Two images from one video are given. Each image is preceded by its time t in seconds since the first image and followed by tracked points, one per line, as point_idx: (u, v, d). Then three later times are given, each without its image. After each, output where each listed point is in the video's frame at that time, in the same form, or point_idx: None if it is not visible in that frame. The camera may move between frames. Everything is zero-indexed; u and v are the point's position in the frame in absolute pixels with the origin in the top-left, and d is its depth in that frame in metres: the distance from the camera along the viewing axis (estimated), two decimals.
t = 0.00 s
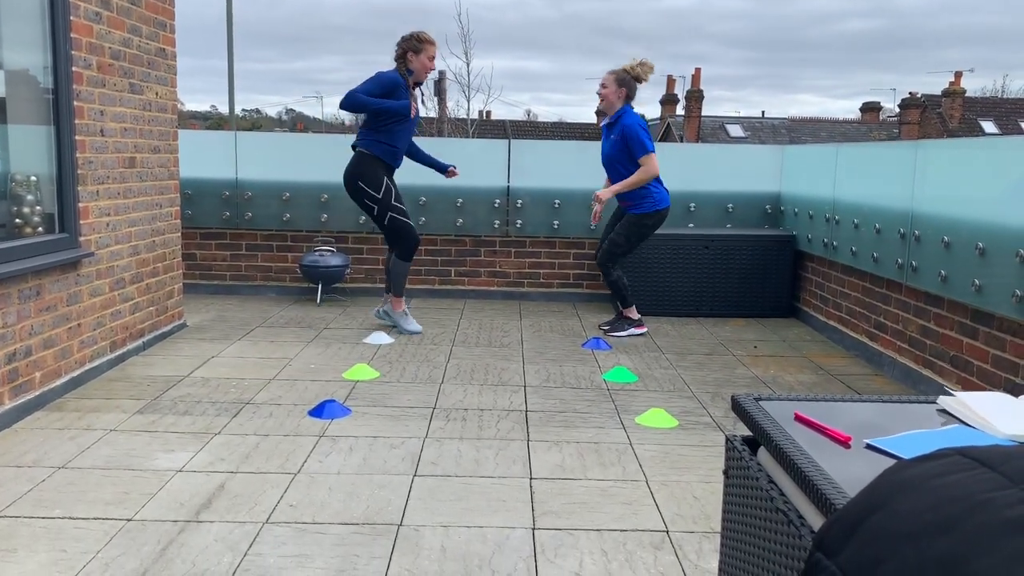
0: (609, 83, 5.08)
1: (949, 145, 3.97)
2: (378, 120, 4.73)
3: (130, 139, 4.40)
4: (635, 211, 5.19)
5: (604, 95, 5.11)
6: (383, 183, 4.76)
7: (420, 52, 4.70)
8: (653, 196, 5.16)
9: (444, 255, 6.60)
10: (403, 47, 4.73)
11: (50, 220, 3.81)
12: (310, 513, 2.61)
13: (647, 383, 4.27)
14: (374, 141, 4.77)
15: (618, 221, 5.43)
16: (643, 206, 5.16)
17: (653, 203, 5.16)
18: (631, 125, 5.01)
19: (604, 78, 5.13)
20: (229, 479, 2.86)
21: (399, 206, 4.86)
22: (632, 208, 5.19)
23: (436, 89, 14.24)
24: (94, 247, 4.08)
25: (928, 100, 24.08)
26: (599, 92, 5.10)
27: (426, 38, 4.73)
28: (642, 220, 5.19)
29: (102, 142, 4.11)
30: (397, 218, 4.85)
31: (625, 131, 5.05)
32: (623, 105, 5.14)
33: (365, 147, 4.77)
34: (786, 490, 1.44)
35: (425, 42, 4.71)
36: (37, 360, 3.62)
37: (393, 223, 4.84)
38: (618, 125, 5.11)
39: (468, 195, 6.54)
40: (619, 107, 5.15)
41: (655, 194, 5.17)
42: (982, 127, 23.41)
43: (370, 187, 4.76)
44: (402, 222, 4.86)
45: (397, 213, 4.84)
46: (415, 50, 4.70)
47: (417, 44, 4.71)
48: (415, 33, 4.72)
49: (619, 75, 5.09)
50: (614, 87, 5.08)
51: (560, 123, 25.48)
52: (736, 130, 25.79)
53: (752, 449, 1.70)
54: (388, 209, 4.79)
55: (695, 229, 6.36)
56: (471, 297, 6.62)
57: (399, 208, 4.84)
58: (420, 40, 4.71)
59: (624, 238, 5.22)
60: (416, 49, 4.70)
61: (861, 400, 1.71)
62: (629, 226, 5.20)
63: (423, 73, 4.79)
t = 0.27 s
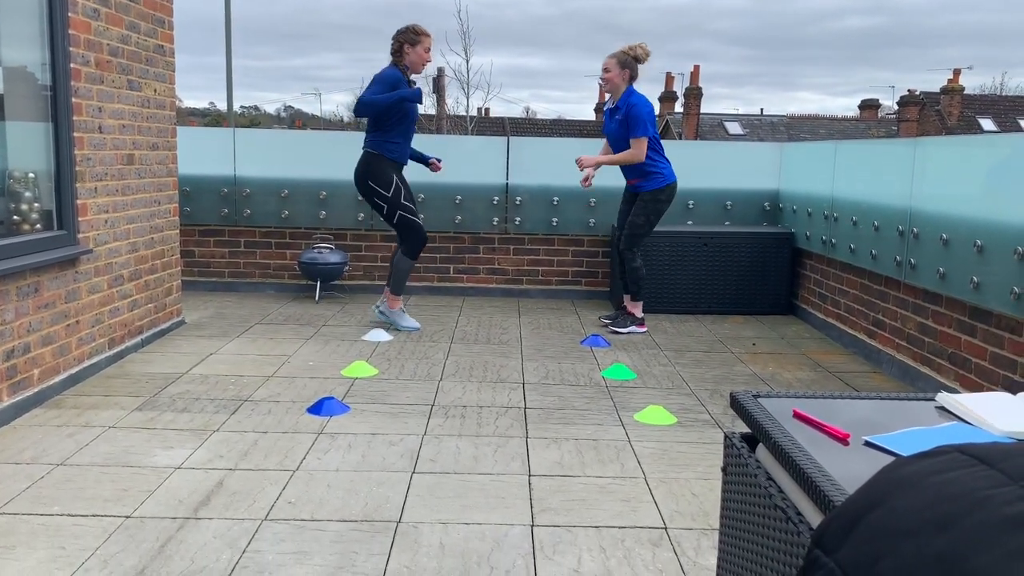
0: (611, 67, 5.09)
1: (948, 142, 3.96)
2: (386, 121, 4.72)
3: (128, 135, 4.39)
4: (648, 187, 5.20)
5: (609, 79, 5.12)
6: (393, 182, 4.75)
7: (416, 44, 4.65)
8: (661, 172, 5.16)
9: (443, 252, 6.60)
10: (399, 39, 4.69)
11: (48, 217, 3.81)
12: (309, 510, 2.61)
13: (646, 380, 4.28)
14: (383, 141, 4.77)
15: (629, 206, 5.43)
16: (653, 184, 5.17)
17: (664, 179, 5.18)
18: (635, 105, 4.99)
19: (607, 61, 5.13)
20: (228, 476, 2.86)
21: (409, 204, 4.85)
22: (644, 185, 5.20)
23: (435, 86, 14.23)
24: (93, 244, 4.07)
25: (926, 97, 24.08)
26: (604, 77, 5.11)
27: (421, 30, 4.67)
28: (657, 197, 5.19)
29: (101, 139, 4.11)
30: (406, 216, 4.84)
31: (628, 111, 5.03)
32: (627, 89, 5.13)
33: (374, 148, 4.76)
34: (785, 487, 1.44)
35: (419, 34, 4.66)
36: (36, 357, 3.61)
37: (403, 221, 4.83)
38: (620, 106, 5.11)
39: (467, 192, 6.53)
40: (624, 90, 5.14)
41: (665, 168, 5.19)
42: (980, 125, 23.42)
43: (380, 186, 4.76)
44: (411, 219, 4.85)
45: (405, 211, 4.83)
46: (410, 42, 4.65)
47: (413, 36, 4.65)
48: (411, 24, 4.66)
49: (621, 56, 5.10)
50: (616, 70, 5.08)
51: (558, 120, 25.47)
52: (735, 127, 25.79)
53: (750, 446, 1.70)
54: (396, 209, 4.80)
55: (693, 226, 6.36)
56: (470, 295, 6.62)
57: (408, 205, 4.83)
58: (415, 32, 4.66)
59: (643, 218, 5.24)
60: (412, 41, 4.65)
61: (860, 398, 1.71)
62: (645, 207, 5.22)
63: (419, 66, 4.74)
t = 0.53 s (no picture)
0: (623, 56, 5.09)
1: (950, 138, 3.95)
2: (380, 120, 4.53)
3: (127, 132, 4.38)
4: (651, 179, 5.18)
5: (619, 67, 5.13)
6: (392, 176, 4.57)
7: (401, 34, 4.47)
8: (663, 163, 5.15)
9: (442, 249, 6.59)
10: (382, 30, 4.49)
11: (47, 214, 3.80)
12: (309, 506, 2.61)
13: (646, 377, 4.27)
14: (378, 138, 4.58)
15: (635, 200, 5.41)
16: (655, 176, 5.16)
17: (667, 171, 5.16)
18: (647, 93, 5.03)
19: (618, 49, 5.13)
20: (228, 472, 2.86)
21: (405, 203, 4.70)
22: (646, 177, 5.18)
23: (434, 83, 14.21)
24: (92, 241, 4.07)
25: (926, 94, 24.07)
26: (615, 65, 5.11)
27: (406, 20, 4.48)
28: (659, 190, 5.17)
29: (100, 135, 4.10)
30: (401, 215, 4.69)
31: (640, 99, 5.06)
32: (638, 77, 5.15)
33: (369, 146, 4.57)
34: (785, 483, 1.44)
35: (404, 23, 4.48)
36: (35, 354, 3.61)
37: (398, 219, 4.65)
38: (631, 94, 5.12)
39: (467, 189, 6.53)
40: (635, 79, 5.16)
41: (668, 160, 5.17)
42: (980, 121, 23.41)
43: (379, 180, 4.58)
44: (405, 220, 4.70)
45: (401, 209, 4.66)
46: (396, 33, 4.46)
47: (398, 26, 4.45)
48: (396, 13, 4.45)
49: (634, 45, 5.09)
50: (627, 57, 5.09)
51: (558, 117, 25.44)
52: (735, 124, 25.77)
53: (750, 442, 1.70)
54: (394, 205, 4.62)
55: (693, 222, 6.36)
56: (470, 291, 6.62)
57: (404, 204, 4.68)
58: (401, 22, 4.47)
59: (650, 214, 5.23)
60: (397, 31, 4.46)
61: (860, 394, 1.71)
62: (649, 200, 5.21)
63: (404, 56, 4.55)
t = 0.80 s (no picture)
0: (627, 50, 5.10)
1: (950, 133, 3.94)
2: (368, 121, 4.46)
3: (126, 127, 4.38)
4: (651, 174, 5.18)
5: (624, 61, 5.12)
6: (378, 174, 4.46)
7: (386, 26, 4.42)
8: (664, 158, 5.14)
9: (442, 245, 6.59)
10: (367, 23, 4.41)
11: (47, 210, 3.80)
12: (309, 501, 2.62)
13: (645, 372, 4.28)
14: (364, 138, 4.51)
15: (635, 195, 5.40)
16: (655, 172, 5.15)
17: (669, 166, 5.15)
18: (649, 87, 5.01)
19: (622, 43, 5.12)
20: (229, 468, 2.87)
21: (390, 200, 4.58)
22: (648, 172, 5.18)
23: (433, 78, 14.19)
24: (92, 237, 4.07)
25: (926, 88, 24.03)
26: (620, 59, 5.11)
27: (390, 12, 4.45)
28: (659, 185, 5.17)
29: (99, 131, 4.10)
30: (386, 213, 4.56)
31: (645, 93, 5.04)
32: (643, 70, 5.14)
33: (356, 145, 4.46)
34: (785, 477, 1.44)
35: (388, 15, 4.45)
36: (35, 350, 3.61)
37: (383, 217, 4.54)
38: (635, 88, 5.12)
39: (466, 184, 6.53)
40: (640, 73, 5.15)
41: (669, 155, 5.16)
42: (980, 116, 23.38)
43: (364, 178, 4.46)
44: (390, 217, 4.57)
45: (386, 207, 4.55)
46: (381, 25, 4.41)
47: (383, 18, 4.41)
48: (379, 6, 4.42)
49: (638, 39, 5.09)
50: (631, 51, 5.09)
51: (557, 112, 25.40)
52: (734, 119, 25.74)
53: (750, 436, 1.70)
54: (378, 203, 4.50)
55: (693, 217, 6.36)
56: (469, 287, 6.62)
57: (389, 201, 4.56)
58: (385, 14, 4.43)
59: (650, 209, 5.24)
60: (382, 24, 4.41)
61: (860, 388, 1.71)
62: (648, 195, 5.21)
63: (388, 50, 4.49)
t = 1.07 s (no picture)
0: (628, 43, 5.09)
1: (950, 127, 3.93)
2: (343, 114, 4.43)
3: (125, 122, 4.37)
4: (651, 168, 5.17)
5: (626, 55, 5.12)
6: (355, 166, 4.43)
7: (362, 19, 4.36)
8: (664, 153, 5.13)
9: (442, 240, 6.59)
10: (343, 16, 4.37)
11: (46, 204, 3.79)
12: (309, 496, 2.62)
13: (645, 366, 4.28)
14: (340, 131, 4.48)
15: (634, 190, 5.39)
16: (654, 166, 5.14)
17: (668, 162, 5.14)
18: (650, 80, 5.00)
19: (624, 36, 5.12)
20: (228, 463, 2.87)
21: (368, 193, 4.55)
22: (647, 166, 5.18)
23: (432, 73, 14.17)
24: (90, 232, 4.07)
25: (926, 83, 24.00)
26: (620, 53, 5.11)
27: (366, 2, 4.37)
28: (658, 180, 5.17)
29: (97, 126, 4.09)
30: (363, 205, 4.52)
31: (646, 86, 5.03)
32: (646, 63, 5.12)
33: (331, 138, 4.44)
34: (784, 471, 1.44)
35: (364, 7, 4.37)
36: (34, 345, 3.61)
37: (361, 210, 4.51)
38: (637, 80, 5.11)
39: (466, 179, 6.51)
40: (641, 66, 5.14)
41: (670, 150, 5.15)
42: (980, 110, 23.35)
43: (341, 171, 4.43)
44: (367, 209, 4.54)
45: (364, 200, 4.51)
46: (355, 18, 4.35)
47: (358, 10, 4.34)
48: None
49: (639, 31, 5.08)
50: (633, 45, 5.08)
51: (557, 107, 25.37)
52: (734, 113, 25.71)
53: (749, 430, 1.70)
54: (357, 196, 4.47)
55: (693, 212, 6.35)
56: (469, 282, 6.62)
57: (366, 194, 4.52)
58: (360, 6, 4.36)
59: (649, 204, 5.23)
60: (358, 16, 4.35)
61: (859, 382, 1.71)
62: (648, 190, 5.21)
63: (366, 41, 4.44)
